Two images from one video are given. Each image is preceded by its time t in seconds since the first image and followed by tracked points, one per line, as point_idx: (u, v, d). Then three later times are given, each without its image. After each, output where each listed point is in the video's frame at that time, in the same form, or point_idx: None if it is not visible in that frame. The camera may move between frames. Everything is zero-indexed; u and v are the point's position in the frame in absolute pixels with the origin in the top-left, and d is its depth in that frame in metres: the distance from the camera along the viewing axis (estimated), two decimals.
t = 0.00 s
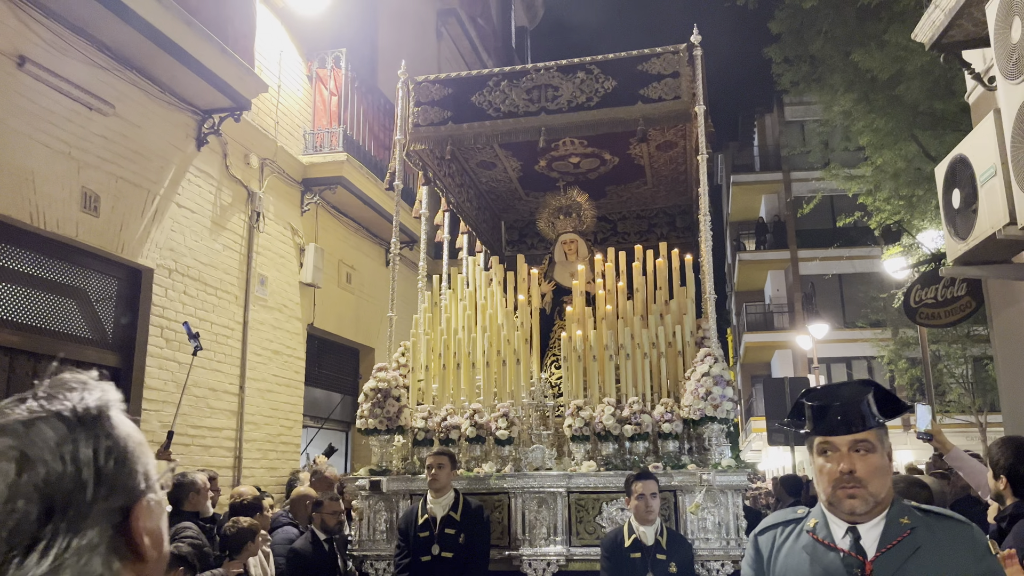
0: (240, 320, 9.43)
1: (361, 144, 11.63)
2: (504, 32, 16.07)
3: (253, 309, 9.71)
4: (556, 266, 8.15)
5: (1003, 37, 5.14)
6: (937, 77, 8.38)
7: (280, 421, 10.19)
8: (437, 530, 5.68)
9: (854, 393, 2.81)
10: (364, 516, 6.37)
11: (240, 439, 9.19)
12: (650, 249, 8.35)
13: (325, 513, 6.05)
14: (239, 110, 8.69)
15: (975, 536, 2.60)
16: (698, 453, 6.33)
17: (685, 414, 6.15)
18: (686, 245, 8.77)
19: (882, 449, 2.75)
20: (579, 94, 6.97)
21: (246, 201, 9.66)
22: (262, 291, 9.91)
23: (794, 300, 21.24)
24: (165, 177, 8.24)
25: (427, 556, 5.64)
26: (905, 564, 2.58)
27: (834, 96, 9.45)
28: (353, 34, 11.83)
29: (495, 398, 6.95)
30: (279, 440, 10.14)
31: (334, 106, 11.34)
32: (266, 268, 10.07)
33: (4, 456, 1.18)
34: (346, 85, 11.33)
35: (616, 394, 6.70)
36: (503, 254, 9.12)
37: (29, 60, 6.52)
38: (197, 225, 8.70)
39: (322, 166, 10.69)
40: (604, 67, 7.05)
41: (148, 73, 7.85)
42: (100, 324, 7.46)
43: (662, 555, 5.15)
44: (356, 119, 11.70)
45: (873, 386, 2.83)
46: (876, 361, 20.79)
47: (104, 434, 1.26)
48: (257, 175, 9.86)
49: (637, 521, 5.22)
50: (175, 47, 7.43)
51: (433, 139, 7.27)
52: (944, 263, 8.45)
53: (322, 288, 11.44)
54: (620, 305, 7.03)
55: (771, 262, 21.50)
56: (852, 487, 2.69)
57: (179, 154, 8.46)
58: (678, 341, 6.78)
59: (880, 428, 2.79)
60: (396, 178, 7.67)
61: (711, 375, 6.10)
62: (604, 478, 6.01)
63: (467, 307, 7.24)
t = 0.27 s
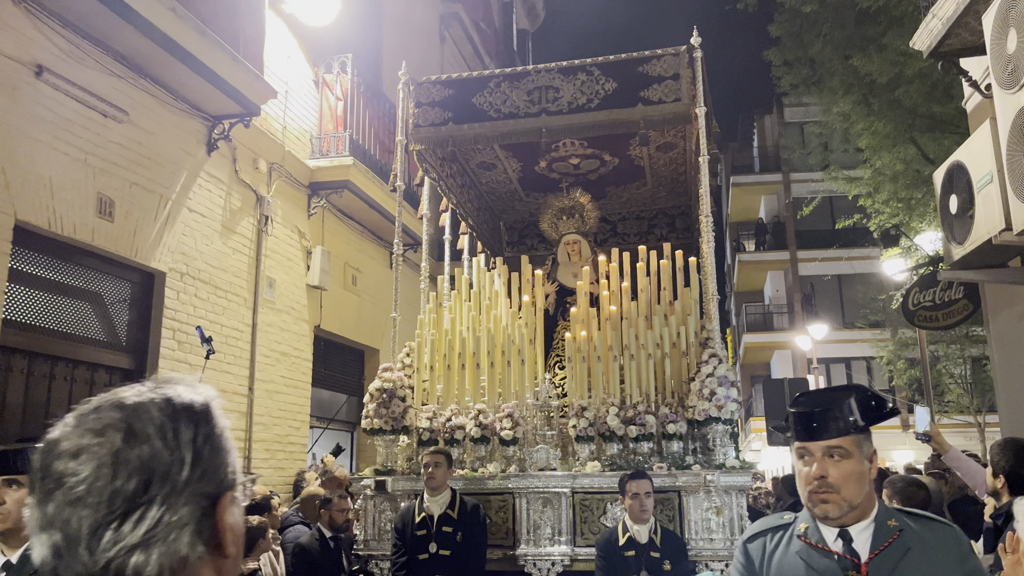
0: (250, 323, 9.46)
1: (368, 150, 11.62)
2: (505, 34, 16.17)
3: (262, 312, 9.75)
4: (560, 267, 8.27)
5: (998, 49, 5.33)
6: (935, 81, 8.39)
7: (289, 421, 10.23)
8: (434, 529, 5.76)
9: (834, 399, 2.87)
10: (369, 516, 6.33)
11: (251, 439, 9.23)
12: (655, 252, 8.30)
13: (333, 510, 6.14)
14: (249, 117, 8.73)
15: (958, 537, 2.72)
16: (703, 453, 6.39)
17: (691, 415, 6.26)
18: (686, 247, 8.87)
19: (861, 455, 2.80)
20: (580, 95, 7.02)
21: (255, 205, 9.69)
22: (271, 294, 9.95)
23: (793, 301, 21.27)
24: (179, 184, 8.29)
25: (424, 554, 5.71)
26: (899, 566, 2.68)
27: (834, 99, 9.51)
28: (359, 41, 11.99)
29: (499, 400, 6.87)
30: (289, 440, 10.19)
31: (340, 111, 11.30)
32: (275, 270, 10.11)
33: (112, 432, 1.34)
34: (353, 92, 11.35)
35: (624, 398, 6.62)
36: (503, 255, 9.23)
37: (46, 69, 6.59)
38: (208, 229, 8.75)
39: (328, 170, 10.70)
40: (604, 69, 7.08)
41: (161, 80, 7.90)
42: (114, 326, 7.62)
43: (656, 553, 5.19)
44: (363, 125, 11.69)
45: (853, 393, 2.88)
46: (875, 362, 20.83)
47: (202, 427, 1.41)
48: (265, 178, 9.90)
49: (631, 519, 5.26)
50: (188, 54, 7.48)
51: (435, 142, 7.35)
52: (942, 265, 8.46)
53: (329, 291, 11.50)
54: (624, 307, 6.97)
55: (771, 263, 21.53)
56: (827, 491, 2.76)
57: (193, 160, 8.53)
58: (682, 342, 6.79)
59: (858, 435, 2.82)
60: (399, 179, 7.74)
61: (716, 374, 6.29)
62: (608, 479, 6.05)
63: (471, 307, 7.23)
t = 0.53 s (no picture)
0: (260, 325, 9.47)
1: (374, 154, 11.62)
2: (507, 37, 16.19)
3: (272, 315, 9.77)
4: (566, 266, 8.30)
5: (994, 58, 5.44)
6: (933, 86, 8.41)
7: (298, 422, 10.25)
8: (431, 526, 5.79)
9: (812, 394, 2.89)
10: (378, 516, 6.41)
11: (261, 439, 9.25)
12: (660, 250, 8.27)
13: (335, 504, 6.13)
14: (260, 123, 8.76)
15: (933, 528, 2.77)
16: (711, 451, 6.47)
17: (699, 413, 6.33)
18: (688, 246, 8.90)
19: (837, 448, 2.82)
20: (579, 95, 7.04)
21: (265, 208, 9.70)
22: (281, 296, 9.96)
23: (793, 302, 21.29)
24: (192, 190, 8.32)
25: (421, 551, 5.73)
26: (883, 560, 2.70)
27: (835, 103, 9.52)
28: (365, 45, 12.05)
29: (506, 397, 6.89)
30: (299, 441, 10.21)
31: (347, 116, 11.31)
32: (285, 273, 10.12)
33: (147, 427, 1.42)
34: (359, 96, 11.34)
35: (630, 397, 6.61)
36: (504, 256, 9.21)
37: (66, 78, 6.65)
38: (220, 232, 8.78)
39: (336, 174, 10.76)
40: (604, 69, 7.12)
41: (175, 87, 7.95)
42: (130, 330, 7.67)
43: (653, 551, 5.22)
44: (368, 130, 11.70)
45: (829, 387, 2.90)
46: (876, 363, 20.86)
47: (232, 425, 1.49)
48: (274, 184, 9.91)
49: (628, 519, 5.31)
50: (202, 62, 7.54)
51: (435, 143, 7.38)
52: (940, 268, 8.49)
53: (336, 292, 11.52)
54: (631, 306, 6.95)
55: (770, 264, 21.55)
56: (804, 485, 2.78)
57: (206, 165, 8.57)
58: (688, 341, 6.81)
59: (830, 428, 2.85)
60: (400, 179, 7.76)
61: (725, 373, 6.32)
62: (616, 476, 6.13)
63: (478, 306, 7.27)
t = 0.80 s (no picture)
0: (264, 329, 9.50)
1: (377, 159, 11.67)
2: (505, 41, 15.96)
3: (276, 319, 9.78)
4: (566, 268, 8.29)
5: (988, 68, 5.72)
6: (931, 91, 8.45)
7: (302, 425, 10.27)
8: (425, 527, 5.78)
9: (791, 401, 2.88)
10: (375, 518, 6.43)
11: (266, 441, 9.29)
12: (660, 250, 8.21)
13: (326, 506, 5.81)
14: (266, 130, 8.76)
15: (908, 533, 2.70)
16: (711, 453, 6.49)
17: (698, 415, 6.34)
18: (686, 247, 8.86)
19: (818, 455, 2.83)
20: (576, 97, 7.03)
21: (270, 213, 9.72)
22: (285, 300, 9.98)
23: (791, 302, 21.28)
24: (199, 196, 8.34)
25: (416, 553, 5.73)
26: (858, 566, 2.65)
27: (834, 107, 9.51)
28: (368, 51, 12.08)
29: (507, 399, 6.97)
30: (301, 443, 10.21)
31: (350, 122, 11.37)
32: (289, 277, 10.14)
33: (51, 444, 1.25)
34: (362, 101, 11.42)
35: (629, 397, 6.67)
36: (504, 257, 9.28)
37: (77, 88, 6.70)
38: (225, 237, 8.80)
39: (339, 179, 10.77)
40: (602, 70, 7.07)
41: (183, 96, 7.97)
42: (139, 334, 7.68)
43: (652, 555, 5.18)
44: (374, 135, 11.69)
45: (808, 394, 2.91)
46: (873, 363, 20.90)
47: (150, 442, 1.31)
48: (279, 190, 9.93)
49: (629, 521, 5.28)
50: (210, 70, 7.56)
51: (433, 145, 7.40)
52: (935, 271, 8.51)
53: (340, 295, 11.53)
54: (630, 307, 7.02)
55: (768, 265, 21.52)
56: (783, 491, 2.76)
57: (214, 171, 8.60)
58: (689, 342, 6.83)
59: (813, 434, 2.85)
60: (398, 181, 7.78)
61: (724, 376, 6.34)
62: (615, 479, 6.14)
63: (479, 308, 7.28)
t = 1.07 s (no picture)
0: (268, 331, 9.46)
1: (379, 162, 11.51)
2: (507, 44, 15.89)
3: (280, 321, 9.74)
4: (560, 267, 8.18)
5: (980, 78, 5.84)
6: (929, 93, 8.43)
7: (305, 425, 10.23)
8: (422, 527, 5.73)
9: (784, 402, 2.82)
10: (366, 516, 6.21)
11: (269, 441, 9.26)
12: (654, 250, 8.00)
13: (309, 509, 5.71)
14: (270, 134, 8.75)
15: (893, 533, 2.69)
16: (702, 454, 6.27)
17: (689, 415, 6.13)
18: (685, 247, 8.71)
19: (809, 455, 2.76)
20: (574, 97, 6.95)
21: (273, 217, 9.69)
22: (288, 302, 9.94)
23: (789, 303, 21.15)
24: (204, 200, 8.34)
25: (414, 552, 5.67)
26: (844, 564, 2.61)
27: (829, 108, 9.41)
28: (373, 58, 11.86)
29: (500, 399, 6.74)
30: (303, 444, 10.17)
31: (351, 125, 11.16)
32: (292, 280, 10.10)
33: None
34: (364, 106, 11.21)
35: (622, 397, 6.44)
36: (503, 257, 9.09)
37: (85, 94, 6.71)
38: (230, 240, 8.78)
39: (341, 183, 10.60)
40: (600, 70, 6.98)
41: (188, 101, 7.96)
42: (145, 337, 7.69)
43: (653, 554, 5.02)
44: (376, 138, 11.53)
45: (799, 396, 2.85)
46: (871, 363, 20.75)
47: (59, 442, 1.40)
48: (282, 193, 9.86)
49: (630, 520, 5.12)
50: (216, 77, 7.56)
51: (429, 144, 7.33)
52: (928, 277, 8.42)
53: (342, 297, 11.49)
54: (622, 307, 6.79)
55: (766, 266, 21.40)
56: (776, 491, 2.69)
57: (220, 175, 8.61)
58: (679, 341, 6.62)
59: (805, 435, 2.79)
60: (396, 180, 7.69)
61: (715, 375, 6.13)
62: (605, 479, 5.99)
63: (470, 307, 7.07)
